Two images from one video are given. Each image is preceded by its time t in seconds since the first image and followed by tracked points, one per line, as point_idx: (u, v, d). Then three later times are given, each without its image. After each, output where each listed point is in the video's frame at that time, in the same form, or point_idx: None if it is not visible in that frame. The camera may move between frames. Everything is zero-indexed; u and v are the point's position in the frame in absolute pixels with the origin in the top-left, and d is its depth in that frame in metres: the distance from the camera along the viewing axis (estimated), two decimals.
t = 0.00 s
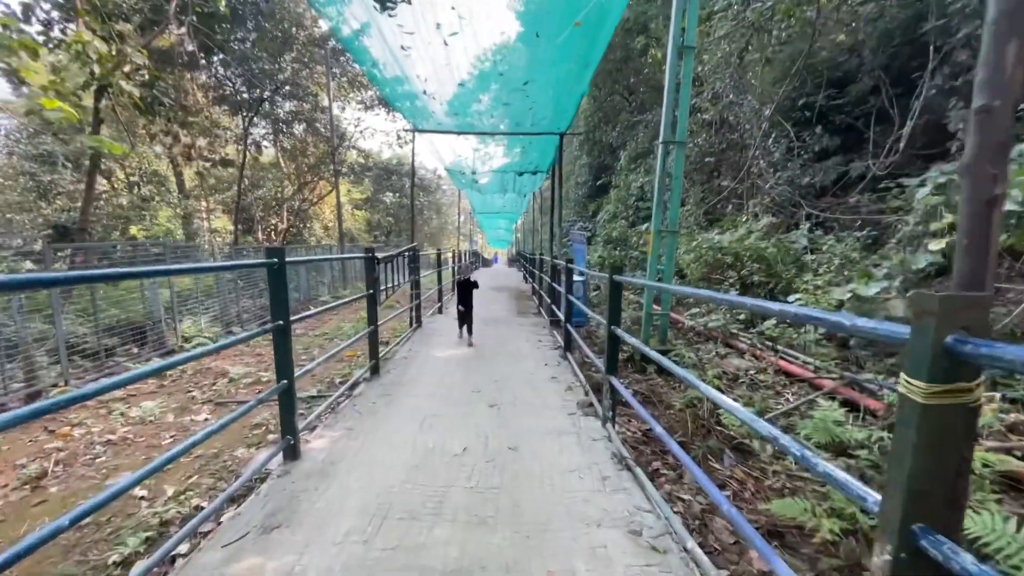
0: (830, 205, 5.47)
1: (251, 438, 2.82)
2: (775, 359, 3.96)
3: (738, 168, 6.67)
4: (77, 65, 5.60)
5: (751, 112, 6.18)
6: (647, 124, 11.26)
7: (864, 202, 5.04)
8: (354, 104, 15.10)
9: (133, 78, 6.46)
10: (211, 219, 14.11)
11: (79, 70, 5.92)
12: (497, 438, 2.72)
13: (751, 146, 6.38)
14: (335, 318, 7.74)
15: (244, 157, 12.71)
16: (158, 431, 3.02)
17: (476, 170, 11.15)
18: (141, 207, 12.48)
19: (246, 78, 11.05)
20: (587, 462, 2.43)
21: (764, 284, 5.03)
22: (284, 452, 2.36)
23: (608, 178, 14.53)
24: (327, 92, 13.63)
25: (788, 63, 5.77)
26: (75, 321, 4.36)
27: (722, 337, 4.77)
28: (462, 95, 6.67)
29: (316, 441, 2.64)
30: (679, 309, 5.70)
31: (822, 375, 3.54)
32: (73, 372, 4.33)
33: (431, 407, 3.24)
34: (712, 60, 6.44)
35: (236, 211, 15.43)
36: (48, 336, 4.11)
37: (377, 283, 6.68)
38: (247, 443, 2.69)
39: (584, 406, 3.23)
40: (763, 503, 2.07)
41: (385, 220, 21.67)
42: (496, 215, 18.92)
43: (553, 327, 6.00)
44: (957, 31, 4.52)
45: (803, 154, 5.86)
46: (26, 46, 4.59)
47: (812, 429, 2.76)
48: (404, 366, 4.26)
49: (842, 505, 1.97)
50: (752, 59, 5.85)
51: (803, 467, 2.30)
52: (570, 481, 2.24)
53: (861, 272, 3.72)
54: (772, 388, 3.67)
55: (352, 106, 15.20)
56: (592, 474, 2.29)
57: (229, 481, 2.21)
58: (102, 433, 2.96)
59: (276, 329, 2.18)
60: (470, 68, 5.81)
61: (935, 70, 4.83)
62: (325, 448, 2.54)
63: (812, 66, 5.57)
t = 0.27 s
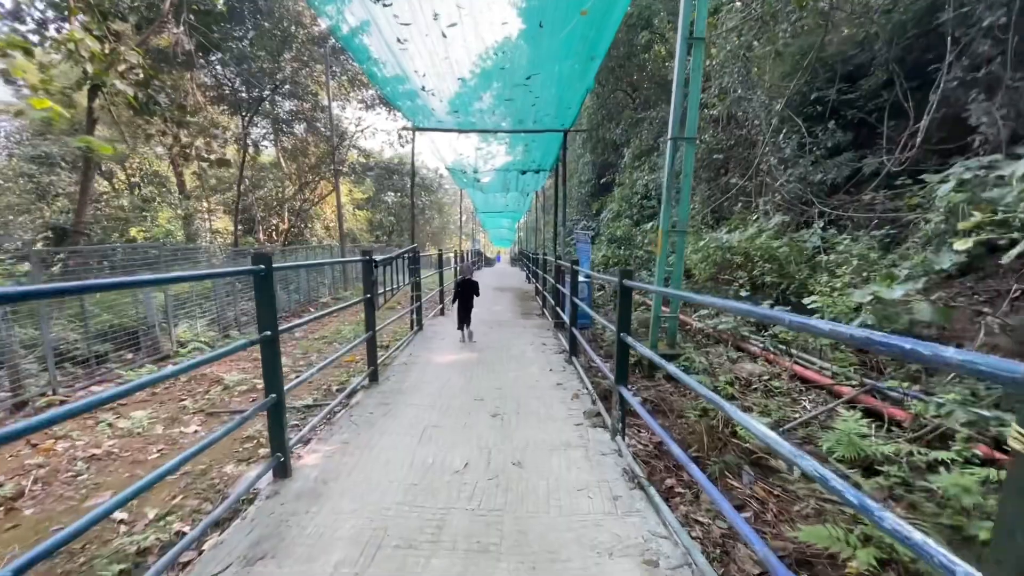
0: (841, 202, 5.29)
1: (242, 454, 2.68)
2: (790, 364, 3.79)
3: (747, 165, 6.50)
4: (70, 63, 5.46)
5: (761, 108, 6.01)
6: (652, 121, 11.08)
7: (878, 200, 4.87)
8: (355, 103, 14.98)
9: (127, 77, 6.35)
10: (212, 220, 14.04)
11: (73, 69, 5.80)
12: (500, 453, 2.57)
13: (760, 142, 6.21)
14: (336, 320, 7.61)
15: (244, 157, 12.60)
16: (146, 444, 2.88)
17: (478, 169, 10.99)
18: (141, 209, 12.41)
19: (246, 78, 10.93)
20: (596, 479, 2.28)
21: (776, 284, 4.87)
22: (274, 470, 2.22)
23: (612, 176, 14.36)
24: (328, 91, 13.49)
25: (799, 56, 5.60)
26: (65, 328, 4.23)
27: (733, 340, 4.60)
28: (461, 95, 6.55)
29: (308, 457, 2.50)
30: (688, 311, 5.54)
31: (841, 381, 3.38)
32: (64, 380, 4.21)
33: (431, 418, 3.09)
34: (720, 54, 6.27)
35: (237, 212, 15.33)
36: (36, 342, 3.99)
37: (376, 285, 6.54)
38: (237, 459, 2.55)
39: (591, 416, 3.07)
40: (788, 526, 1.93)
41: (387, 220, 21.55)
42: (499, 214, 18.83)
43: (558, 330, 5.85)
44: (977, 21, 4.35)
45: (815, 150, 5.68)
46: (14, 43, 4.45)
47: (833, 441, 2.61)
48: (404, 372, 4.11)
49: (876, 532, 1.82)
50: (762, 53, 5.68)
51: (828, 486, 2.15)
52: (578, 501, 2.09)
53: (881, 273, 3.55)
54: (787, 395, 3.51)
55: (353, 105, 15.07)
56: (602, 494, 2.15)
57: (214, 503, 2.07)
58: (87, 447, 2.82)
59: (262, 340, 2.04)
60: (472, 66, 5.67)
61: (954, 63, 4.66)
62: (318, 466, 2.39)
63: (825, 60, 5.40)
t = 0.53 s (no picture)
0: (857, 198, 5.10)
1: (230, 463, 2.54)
2: (805, 367, 3.63)
3: (758, 160, 6.32)
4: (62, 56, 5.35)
5: (772, 101, 5.82)
6: (658, 116, 10.89)
7: (896, 196, 4.69)
8: (357, 99, 14.86)
9: (123, 71, 6.24)
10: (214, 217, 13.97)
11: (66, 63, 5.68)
12: (502, 463, 2.42)
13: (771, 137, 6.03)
14: (336, 319, 7.48)
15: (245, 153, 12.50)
16: (130, 451, 2.74)
17: (481, 165, 10.84)
18: (142, 206, 12.35)
19: (246, 73, 10.82)
20: (605, 493, 2.13)
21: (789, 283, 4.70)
22: (260, 483, 2.08)
23: (617, 172, 14.17)
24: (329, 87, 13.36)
25: (812, 48, 5.41)
26: (55, 329, 4.11)
27: (745, 342, 4.44)
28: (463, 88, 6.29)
29: (299, 467, 2.35)
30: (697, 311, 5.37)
31: (861, 386, 3.21)
32: (54, 381, 4.10)
33: (430, 424, 2.95)
34: (730, 46, 6.08)
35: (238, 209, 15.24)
36: (23, 343, 3.87)
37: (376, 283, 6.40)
38: (224, 469, 2.41)
39: (598, 422, 2.92)
40: (814, 549, 1.77)
41: (390, 217, 21.43)
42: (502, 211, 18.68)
43: (562, 330, 5.70)
44: (1001, 9, 4.16)
45: (829, 144, 5.49)
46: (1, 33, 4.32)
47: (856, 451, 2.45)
48: (403, 374, 3.97)
49: (913, 557, 1.66)
50: (774, 44, 5.50)
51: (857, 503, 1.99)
52: (586, 518, 1.94)
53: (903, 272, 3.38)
54: (804, 400, 3.35)
55: (355, 101, 14.94)
56: (611, 510, 1.99)
57: (195, 518, 1.93)
58: (69, 454, 2.69)
59: (246, 345, 1.91)
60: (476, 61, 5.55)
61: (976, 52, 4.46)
62: (309, 477, 2.25)
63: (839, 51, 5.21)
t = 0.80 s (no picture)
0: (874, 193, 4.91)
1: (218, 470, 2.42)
2: (821, 369, 3.47)
3: (769, 154, 6.14)
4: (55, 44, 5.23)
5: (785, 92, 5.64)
6: (665, 109, 10.68)
7: (916, 191, 4.51)
8: (359, 92, 14.69)
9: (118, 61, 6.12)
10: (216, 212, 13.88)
11: (61, 53, 5.58)
12: (503, 472, 2.29)
13: (784, 130, 5.85)
14: (337, 315, 7.38)
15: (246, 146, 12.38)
16: (116, 455, 2.63)
17: (485, 159, 10.67)
18: (145, 200, 12.28)
19: (247, 65, 10.68)
20: (613, 507, 1.99)
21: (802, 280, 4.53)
22: (246, 494, 1.96)
23: (623, 166, 13.97)
24: (331, 80, 13.22)
25: (827, 36, 5.23)
26: (47, 327, 4.02)
27: (757, 341, 4.29)
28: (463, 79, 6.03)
29: (289, 477, 2.22)
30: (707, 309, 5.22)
31: (881, 391, 3.06)
32: (45, 379, 4.00)
33: (429, 428, 2.82)
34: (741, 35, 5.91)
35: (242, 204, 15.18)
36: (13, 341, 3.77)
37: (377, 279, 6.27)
38: (210, 477, 2.29)
39: (604, 427, 2.79)
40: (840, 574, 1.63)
41: (393, 212, 21.31)
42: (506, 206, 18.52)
43: (567, 328, 5.56)
44: None
45: (845, 137, 5.30)
46: None
47: (880, 462, 2.30)
48: (402, 374, 3.84)
49: None
50: (789, 32, 5.30)
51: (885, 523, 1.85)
52: (592, 536, 1.80)
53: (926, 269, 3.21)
54: (816, 404, 3.23)
55: (358, 94, 14.79)
56: (620, 527, 1.86)
57: (175, 533, 1.81)
58: (51, 459, 2.58)
59: (230, 350, 1.77)
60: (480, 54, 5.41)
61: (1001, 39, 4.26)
62: (298, 487, 2.13)
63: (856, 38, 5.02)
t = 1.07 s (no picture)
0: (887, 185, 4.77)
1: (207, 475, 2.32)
2: (835, 368, 3.37)
3: (778, 145, 5.99)
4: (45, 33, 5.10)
5: (796, 81, 5.48)
6: (669, 100, 10.48)
7: (931, 183, 4.37)
8: (360, 84, 14.51)
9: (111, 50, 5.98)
10: (217, 206, 13.79)
11: (52, 42, 5.45)
12: (506, 478, 2.18)
13: (794, 120, 5.69)
14: (337, 310, 7.28)
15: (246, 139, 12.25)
16: (102, 459, 2.53)
17: (487, 152, 10.52)
18: (144, 194, 12.19)
19: (245, 57, 10.52)
20: (621, 517, 1.88)
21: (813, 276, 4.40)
22: (234, 503, 1.85)
23: (626, 159, 13.78)
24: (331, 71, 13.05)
25: (840, 22, 5.06)
26: (38, 323, 3.92)
27: (766, 338, 4.18)
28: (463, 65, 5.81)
29: (280, 484, 2.12)
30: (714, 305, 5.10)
31: (899, 391, 2.95)
32: (36, 378, 3.91)
33: (428, 430, 2.71)
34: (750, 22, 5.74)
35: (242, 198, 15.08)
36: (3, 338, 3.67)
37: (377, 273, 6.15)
38: (199, 483, 2.19)
39: (610, 429, 2.68)
40: None
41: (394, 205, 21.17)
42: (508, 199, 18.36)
43: (571, 324, 5.46)
44: None
45: (858, 127, 5.14)
46: None
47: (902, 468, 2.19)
48: (402, 373, 3.73)
49: None
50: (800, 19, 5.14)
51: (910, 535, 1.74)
52: (600, 550, 1.69)
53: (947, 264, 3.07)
54: (831, 404, 3.12)
55: (358, 86, 14.61)
56: (630, 539, 1.75)
57: (157, 546, 1.70)
58: (35, 463, 2.48)
59: (212, 353, 1.66)
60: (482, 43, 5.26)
61: None
62: (289, 495, 2.02)
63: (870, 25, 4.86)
